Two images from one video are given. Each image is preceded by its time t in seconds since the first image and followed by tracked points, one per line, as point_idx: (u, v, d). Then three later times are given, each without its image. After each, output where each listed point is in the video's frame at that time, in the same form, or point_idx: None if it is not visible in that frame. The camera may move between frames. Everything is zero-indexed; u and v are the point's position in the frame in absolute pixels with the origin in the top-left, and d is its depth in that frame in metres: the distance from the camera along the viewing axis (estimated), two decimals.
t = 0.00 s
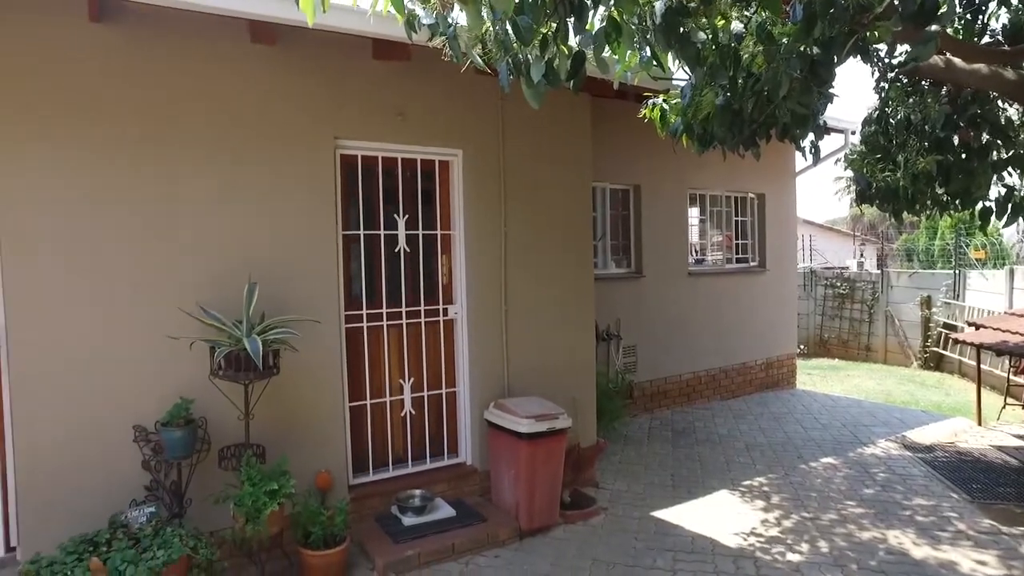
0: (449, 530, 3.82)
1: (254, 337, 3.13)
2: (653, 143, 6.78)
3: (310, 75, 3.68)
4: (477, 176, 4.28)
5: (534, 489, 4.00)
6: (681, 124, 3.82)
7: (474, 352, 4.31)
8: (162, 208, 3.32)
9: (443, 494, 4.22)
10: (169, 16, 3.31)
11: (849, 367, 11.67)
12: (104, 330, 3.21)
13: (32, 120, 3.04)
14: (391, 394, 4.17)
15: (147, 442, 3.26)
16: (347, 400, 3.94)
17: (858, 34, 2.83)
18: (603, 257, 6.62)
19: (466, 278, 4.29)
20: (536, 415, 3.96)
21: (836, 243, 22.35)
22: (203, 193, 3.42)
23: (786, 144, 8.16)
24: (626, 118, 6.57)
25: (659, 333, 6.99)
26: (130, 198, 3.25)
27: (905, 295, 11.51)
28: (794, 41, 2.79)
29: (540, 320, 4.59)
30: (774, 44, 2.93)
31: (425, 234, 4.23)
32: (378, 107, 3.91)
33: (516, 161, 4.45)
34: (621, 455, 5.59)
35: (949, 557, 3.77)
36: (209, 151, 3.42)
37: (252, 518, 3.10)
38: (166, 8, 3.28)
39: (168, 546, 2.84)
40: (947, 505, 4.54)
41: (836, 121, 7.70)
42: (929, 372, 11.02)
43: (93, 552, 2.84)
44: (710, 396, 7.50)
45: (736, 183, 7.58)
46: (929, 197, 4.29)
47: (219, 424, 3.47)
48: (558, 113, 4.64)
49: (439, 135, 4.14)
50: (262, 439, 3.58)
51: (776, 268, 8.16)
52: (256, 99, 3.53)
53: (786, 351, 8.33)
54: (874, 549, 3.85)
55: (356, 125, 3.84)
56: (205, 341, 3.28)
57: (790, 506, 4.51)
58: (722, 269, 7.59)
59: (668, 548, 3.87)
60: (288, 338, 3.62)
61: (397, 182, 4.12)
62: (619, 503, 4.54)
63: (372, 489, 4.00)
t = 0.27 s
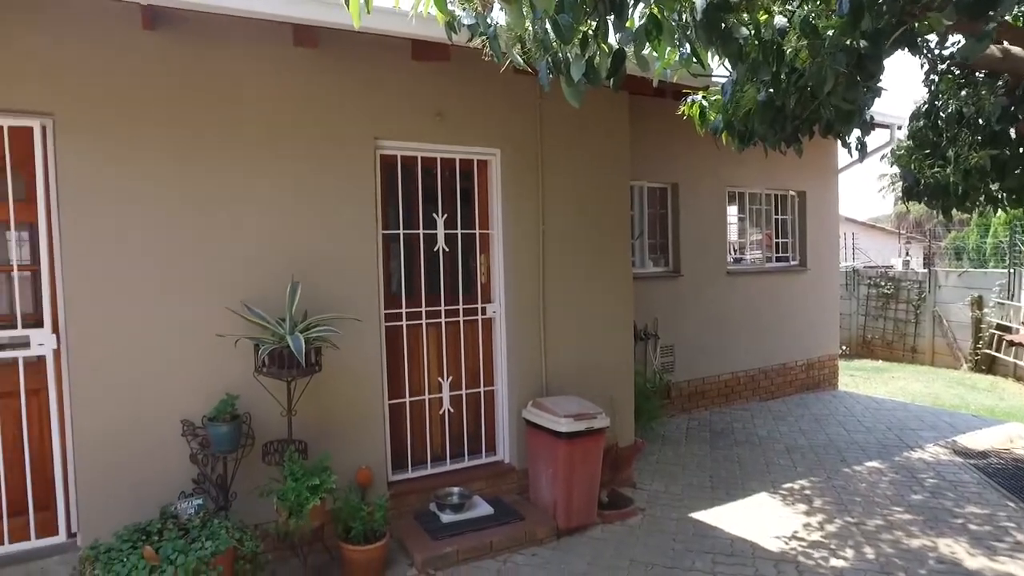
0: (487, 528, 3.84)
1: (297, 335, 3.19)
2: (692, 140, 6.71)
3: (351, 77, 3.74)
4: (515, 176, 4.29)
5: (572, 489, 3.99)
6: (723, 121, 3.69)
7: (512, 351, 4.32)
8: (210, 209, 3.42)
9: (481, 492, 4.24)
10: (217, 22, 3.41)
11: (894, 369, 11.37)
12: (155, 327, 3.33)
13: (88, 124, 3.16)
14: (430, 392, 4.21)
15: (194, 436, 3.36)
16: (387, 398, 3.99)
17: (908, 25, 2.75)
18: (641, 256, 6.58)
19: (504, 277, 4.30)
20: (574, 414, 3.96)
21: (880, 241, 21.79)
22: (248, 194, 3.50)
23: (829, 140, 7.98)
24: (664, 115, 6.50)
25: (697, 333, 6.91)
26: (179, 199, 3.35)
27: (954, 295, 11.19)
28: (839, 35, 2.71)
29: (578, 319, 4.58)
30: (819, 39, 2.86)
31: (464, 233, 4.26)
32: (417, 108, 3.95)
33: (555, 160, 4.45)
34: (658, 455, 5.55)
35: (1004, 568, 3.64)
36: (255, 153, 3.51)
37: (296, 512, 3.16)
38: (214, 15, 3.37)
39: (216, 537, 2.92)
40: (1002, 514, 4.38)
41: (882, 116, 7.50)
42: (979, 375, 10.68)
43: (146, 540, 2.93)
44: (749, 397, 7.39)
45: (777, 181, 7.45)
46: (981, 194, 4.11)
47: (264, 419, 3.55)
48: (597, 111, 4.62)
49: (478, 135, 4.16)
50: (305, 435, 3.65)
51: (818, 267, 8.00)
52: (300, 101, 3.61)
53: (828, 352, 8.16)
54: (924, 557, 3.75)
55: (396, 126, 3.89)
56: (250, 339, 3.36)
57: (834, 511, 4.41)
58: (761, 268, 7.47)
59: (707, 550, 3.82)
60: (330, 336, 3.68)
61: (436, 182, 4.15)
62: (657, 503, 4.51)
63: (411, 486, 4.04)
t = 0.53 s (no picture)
0: (526, 526, 3.85)
1: (341, 333, 3.25)
2: (732, 137, 6.61)
3: (393, 77, 3.78)
4: (554, 174, 4.29)
5: (612, 488, 3.98)
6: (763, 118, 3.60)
7: (551, 349, 4.33)
8: (258, 208, 3.50)
9: (520, 490, 4.26)
10: (265, 26, 3.49)
11: (942, 370, 11.05)
12: (205, 324, 3.43)
13: (141, 127, 3.26)
14: (470, 390, 4.24)
15: (242, 431, 3.47)
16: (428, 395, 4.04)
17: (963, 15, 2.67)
18: (680, 254, 6.52)
19: (543, 276, 4.31)
20: (613, 413, 3.95)
21: (927, 239, 21.18)
22: (293, 194, 3.57)
23: (875, 136, 7.78)
24: (704, 112, 6.42)
25: (738, 332, 6.82)
26: (228, 200, 3.44)
27: (1011, 294, 10.92)
28: (888, 26, 2.68)
29: (617, 318, 4.56)
30: (869, 32, 2.79)
31: (504, 232, 4.28)
32: (458, 107, 3.98)
33: (594, 159, 4.44)
34: (698, 456, 5.49)
35: None
36: (300, 153, 3.58)
37: (339, 507, 3.22)
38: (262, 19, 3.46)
39: (263, 529, 3.00)
40: None
41: (931, 110, 7.28)
42: None
43: (197, 530, 3.02)
44: (791, 398, 7.27)
45: (820, 177, 7.30)
46: None
47: (309, 415, 3.62)
48: (637, 109, 4.59)
49: (518, 134, 4.17)
50: (349, 431, 3.71)
51: (862, 266, 7.81)
52: (344, 103, 3.67)
53: (873, 353, 7.97)
54: (979, 567, 3.63)
55: (437, 125, 3.92)
56: (295, 336, 3.43)
57: (881, 516, 4.31)
58: (803, 267, 7.33)
59: (749, 552, 3.77)
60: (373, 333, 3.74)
61: (476, 181, 4.18)
62: (697, 504, 4.46)
63: (451, 483, 4.09)
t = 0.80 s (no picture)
0: (557, 525, 3.86)
1: (374, 331, 3.28)
2: (764, 134, 6.53)
3: (424, 77, 3.81)
4: (585, 173, 4.28)
5: (643, 488, 3.96)
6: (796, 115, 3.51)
7: (582, 348, 4.33)
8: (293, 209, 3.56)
9: (550, 489, 4.27)
10: (299, 29, 3.54)
11: (981, 372, 10.77)
12: (241, 322, 3.49)
13: (180, 129, 3.34)
14: (500, 389, 4.26)
15: (276, 428, 3.50)
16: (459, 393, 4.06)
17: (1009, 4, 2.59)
18: (710, 253, 6.46)
19: (574, 275, 4.31)
20: (645, 413, 3.93)
21: (964, 238, 20.67)
22: (327, 194, 3.62)
23: (911, 132, 7.62)
24: (735, 109, 6.35)
25: (769, 332, 6.73)
26: (264, 200, 3.50)
27: None
28: (931, 18, 2.59)
29: (648, 317, 4.54)
30: (909, 24, 2.73)
31: (534, 231, 4.28)
32: (488, 107, 3.99)
33: (625, 157, 4.42)
34: (729, 456, 5.44)
35: None
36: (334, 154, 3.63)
37: (372, 504, 3.25)
38: (297, 22, 3.51)
39: (298, 524, 3.04)
40: None
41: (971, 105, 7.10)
42: None
43: (234, 524, 3.07)
44: (824, 399, 7.16)
45: (854, 175, 7.17)
46: None
47: (342, 412, 3.67)
48: (668, 107, 4.56)
49: (548, 133, 4.17)
50: (381, 428, 3.75)
51: (898, 265, 7.66)
52: (376, 103, 3.71)
53: (908, 354, 7.81)
54: None
55: (468, 125, 3.94)
56: (329, 334, 3.47)
57: (920, 521, 4.22)
58: (836, 266, 7.20)
59: (782, 555, 3.72)
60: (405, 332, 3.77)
61: (507, 180, 4.19)
62: (728, 505, 4.42)
63: (482, 481, 4.11)
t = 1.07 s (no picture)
0: (594, 524, 3.84)
1: (414, 329, 3.31)
2: (804, 130, 6.41)
3: (462, 77, 3.83)
4: (623, 172, 4.27)
5: (681, 488, 3.92)
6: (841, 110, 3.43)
7: (619, 347, 4.32)
8: (334, 208, 3.62)
9: (586, 488, 4.27)
10: (340, 31, 3.60)
11: None
12: (283, 319, 3.56)
13: (225, 131, 3.42)
14: (537, 387, 4.27)
15: (316, 424, 3.57)
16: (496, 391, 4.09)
17: None
18: (748, 252, 6.37)
19: (612, 274, 4.30)
20: (683, 412, 3.90)
21: (1014, 235, 20.02)
22: (366, 194, 3.67)
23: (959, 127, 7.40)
24: (774, 105, 6.25)
25: (809, 332, 6.62)
26: (306, 199, 3.57)
27: None
28: (987, 7, 2.51)
29: (686, 316, 4.50)
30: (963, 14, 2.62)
31: (572, 230, 4.28)
32: (525, 105, 4.00)
33: (663, 155, 4.39)
34: (768, 458, 5.36)
35: None
36: (374, 154, 3.68)
37: (412, 500, 3.29)
38: (339, 24, 3.57)
39: (339, 519, 3.09)
40: None
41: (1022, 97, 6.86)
42: None
43: (277, 518, 3.13)
44: (865, 401, 7.01)
45: (898, 171, 6.99)
46: None
47: (382, 409, 3.72)
48: (707, 104, 4.51)
49: (586, 131, 4.17)
50: (420, 425, 3.79)
51: (944, 263, 7.45)
52: (414, 103, 3.74)
53: (955, 355, 7.59)
54: None
55: (506, 124, 3.96)
56: (369, 332, 3.52)
57: (970, 528, 4.10)
58: (878, 264, 7.04)
59: (825, 559, 3.66)
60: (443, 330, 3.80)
61: (544, 179, 4.19)
62: (767, 507, 4.36)
63: (519, 479, 4.13)
